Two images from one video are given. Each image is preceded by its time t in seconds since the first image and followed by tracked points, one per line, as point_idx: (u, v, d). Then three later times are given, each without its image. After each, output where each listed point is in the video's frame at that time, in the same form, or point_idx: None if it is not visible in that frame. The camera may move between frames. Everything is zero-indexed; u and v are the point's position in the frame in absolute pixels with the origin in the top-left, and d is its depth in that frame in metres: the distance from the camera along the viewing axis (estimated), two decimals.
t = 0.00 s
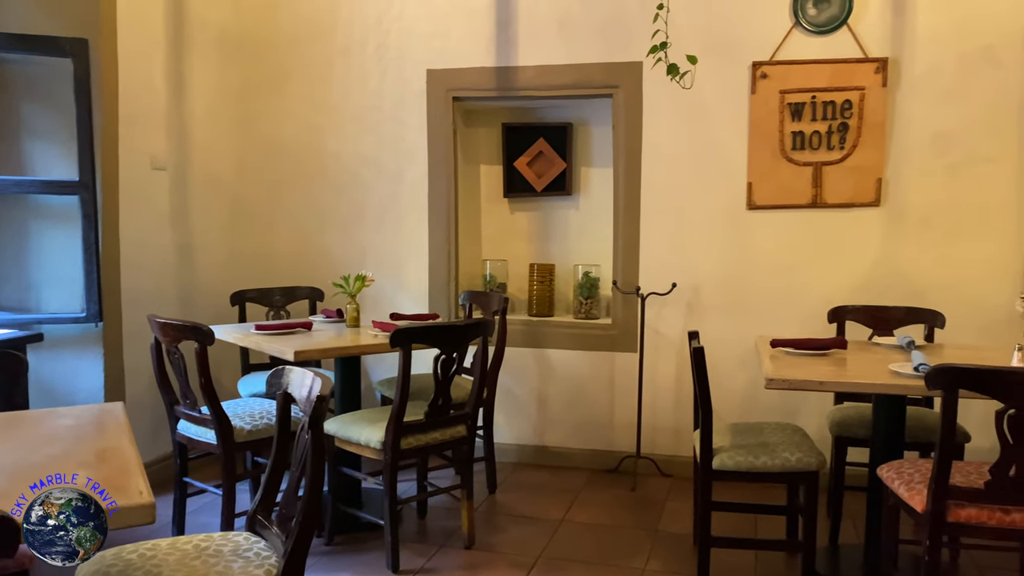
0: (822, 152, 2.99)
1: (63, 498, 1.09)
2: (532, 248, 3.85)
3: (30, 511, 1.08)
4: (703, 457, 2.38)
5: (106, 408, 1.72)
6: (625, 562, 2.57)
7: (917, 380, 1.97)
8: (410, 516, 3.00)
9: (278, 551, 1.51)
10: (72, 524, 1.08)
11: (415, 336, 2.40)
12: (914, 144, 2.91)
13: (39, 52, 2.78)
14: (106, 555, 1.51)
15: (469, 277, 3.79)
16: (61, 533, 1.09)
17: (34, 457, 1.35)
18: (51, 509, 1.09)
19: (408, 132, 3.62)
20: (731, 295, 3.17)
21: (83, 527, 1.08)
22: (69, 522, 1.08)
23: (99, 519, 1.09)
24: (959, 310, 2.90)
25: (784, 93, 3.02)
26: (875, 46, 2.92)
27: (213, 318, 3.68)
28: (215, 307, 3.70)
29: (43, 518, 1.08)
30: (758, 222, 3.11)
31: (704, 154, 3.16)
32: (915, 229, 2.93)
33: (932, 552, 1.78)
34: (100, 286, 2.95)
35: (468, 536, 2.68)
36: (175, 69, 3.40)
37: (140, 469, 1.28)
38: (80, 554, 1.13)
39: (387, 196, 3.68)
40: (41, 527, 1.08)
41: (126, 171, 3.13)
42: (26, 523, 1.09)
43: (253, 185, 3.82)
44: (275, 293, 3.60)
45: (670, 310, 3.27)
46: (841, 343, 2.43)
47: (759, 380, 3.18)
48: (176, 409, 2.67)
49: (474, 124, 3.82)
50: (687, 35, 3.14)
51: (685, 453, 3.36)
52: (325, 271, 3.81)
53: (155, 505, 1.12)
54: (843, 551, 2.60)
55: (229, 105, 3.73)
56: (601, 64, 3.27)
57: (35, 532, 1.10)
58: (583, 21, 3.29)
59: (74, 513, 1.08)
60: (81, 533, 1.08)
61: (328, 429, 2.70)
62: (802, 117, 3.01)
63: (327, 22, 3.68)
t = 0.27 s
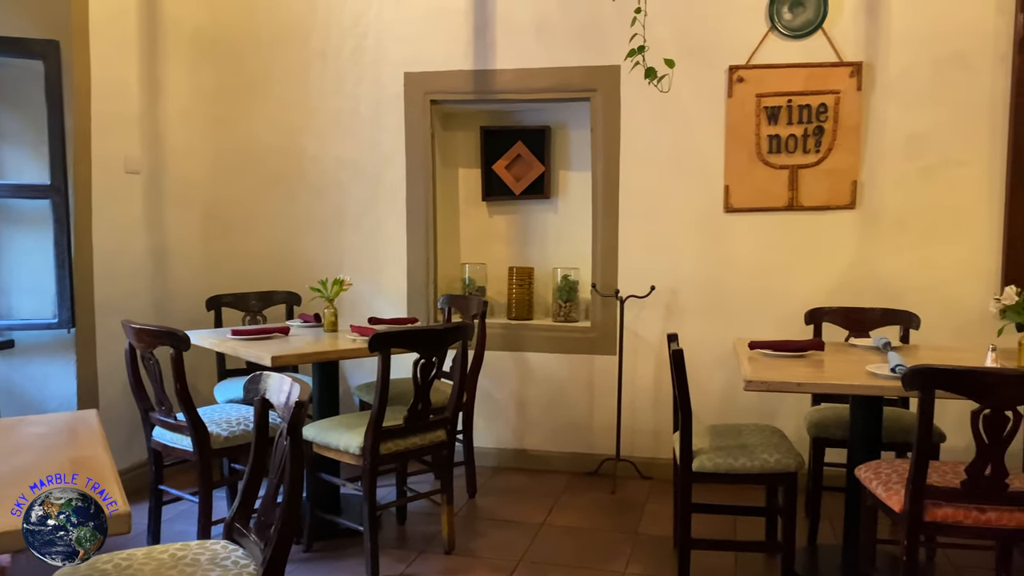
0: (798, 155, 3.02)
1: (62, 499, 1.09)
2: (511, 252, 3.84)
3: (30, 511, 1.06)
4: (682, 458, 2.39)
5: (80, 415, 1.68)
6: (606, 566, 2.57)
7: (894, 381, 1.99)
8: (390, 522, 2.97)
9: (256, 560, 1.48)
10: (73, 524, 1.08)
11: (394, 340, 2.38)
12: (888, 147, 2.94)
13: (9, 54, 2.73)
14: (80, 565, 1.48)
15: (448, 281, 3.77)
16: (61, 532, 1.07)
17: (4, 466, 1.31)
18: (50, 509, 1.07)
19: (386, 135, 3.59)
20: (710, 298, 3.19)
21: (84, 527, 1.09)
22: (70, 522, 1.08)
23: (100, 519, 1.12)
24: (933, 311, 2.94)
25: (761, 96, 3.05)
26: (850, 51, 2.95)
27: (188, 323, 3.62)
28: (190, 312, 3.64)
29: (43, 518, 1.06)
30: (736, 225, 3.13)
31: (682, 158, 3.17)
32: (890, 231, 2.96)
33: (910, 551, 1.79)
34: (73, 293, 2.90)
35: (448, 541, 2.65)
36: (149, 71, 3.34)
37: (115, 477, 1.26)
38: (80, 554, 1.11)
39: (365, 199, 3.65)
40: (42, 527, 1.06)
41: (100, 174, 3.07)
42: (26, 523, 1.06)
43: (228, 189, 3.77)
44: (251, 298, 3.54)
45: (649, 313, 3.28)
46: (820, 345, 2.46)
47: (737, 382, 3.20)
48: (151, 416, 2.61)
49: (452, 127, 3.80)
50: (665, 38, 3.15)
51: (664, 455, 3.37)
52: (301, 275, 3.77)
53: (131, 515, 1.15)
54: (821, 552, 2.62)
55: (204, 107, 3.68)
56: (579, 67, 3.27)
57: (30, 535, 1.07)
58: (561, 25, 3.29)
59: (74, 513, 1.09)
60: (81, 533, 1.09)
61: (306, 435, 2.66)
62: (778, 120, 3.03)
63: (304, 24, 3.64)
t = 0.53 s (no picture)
0: (775, 157, 3.04)
1: (62, 500, 1.11)
2: (489, 254, 3.82)
3: (30, 511, 1.08)
4: (663, 460, 2.39)
5: (51, 423, 1.63)
6: (586, 568, 2.56)
7: (871, 381, 2.00)
8: (368, 527, 2.94)
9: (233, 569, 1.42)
10: (72, 524, 1.11)
11: (372, 343, 2.35)
12: (862, 149, 2.98)
13: None
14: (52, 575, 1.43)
15: (427, 283, 3.74)
16: (61, 533, 1.10)
17: None
18: (50, 509, 1.10)
19: (363, 137, 3.56)
20: (688, 299, 3.20)
21: (83, 527, 1.14)
22: (71, 522, 1.11)
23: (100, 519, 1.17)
24: (906, 312, 2.97)
25: (737, 99, 3.06)
26: (824, 53, 2.98)
27: (162, 328, 3.55)
28: (164, 316, 3.57)
29: (43, 518, 1.08)
30: (713, 226, 3.14)
31: (660, 160, 3.18)
32: (865, 233, 2.99)
33: (888, 550, 1.81)
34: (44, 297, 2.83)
35: (428, 545, 2.63)
36: (122, 71, 3.28)
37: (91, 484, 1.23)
38: (79, 555, 1.15)
39: (342, 202, 3.61)
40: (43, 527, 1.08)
41: (73, 176, 3.00)
42: (26, 524, 1.08)
43: (202, 191, 3.71)
44: (227, 301, 3.49)
45: (628, 314, 3.28)
46: (798, 346, 2.48)
47: (715, 383, 3.21)
48: (125, 421, 2.55)
49: (430, 129, 3.78)
50: (642, 41, 3.16)
51: (643, 456, 3.37)
52: (277, 278, 3.72)
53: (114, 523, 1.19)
54: (800, 551, 2.63)
55: (177, 109, 3.62)
56: (557, 70, 3.27)
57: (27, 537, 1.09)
58: (538, 27, 3.28)
59: (74, 514, 1.12)
60: (81, 533, 1.13)
61: (283, 440, 2.62)
62: (754, 122, 3.05)
63: (279, 25, 3.59)
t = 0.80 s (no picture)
0: (750, 159, 3.06)
1: (62, 500, 1.16)
2: (466, 256, 3.80)
3: (30, 511, 1.12)
4: (641, 461, 2.39)
5: (18, 429, 1.62)
6: (565, 570, 2.55)
7: (847, 381, 2.02)
8: (346, 532, 2.90)
9: None
10: (72, 524, 1.16)
11: (348, 347, 2.31)
12: (836, 151, 3.01)
13: None
14: None
15: (403, 286, 3.70)
16: (61, 533, 1.14)
17: None
18: (50, 509, 1.14)
19: (338, 138, 3.52)
20: (664, 301, 3.21)
21: (82, 526, 1.19)
22: (70, 522, 1.15)
23: (99, 519, 1.22)
24: (880, 312, 3.01)
25: (713, 101, 3.08)
26: (798, 56, 3.00)
27: (135, 332, 3.48)
28: (138, 321, 3.49)
29: (43, 518, 1.12)
30: (689, 228, 3.16)
31: (637, 162, 3.19)
32: (839, 234, 3.02)
33: (865, 549, 1.82)
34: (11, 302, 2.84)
35: (406, 550, 2.60)
36: (92, 71, 3.22)
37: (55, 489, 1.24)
38: (80, 554, 1.19)
39: (317, 204, 3.57)
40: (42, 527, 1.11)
41: (38, 179, 2.95)
42: (26, 524, 1.12)
43: (175, 194, 3.64)
44: (201, 305, 3.43)
45: (605, 316, 3.28)
46: (774, 346, 2.50)
47: (693, 383, 3.22)
48: (97, 427, 2.49)
49: (405, 130, 3.75)
50: (619, 43, 3.16)
51: (622, 458, 3.37)
52: (252, 281, 3.66)
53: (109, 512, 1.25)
54: (777, 551, 2.65)
55: (150, 110, 3.55)
56: (534, 71, 3.26)
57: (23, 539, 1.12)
58: (514, 29, 3.27)
59: (74, 513, 1.17)
60: (82, 533, 1.19)
61: (258, 445, 2.58)
62: (730, 125, 3.07)
63: (252, 25, 3.54)
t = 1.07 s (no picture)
0: (725, 160, 3.08)
1: (62, 499, 1.15)
2: (443, 258, 3.78)
3: (30, 511, 1.12)
4: (619, 462, 2.38)
5: None
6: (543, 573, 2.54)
7: (823, 381, 2.03)
8: (322, 536, 2.86)
9: None
10: (72, 524, 1.15)
11: (325, 350, 2.28)
12: (810, 153, 3.03)
13: None
14: None
15: (380, 288, 3.66)
16: (61, 533, 1.12)
17: None
18: (51, 509, 1.13)
19: (313, 139, 3.48)
20: (641, 302, 3.21)
21: (81, 526, 1.17)
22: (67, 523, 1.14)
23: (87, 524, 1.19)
24: (854, 312, 3.04)
25: (688, 103, 3.09)
26: (773, 58, 3.03)
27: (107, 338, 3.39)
28: (111, 327, 3.40)
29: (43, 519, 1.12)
30: (666, 229, 3.17)
31: (614, 163, 3.19)
32: (813, 235, 3.05)
33: (842, 548, 1.84)
34: None
35: (383, 554, 2.57)
36: (61, 70, 3.14)
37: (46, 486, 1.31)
38: (79, 554, 1.16)
39: (292, 206, 3.52)
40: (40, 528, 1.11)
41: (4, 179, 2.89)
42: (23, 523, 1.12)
43: (149, 196, 3.56)
44: (174, 308, 3.37)
45: (582, 318, 3.28)
46: (750, 346, 2.52)
47: (670, 384, 3.23)
48: (66, 433, 2.42)
49: (381, 131, 3.71)
50: (595, 44, 3.16)
51: (600, 459, 3.36)
52: (225, 284, 3.60)
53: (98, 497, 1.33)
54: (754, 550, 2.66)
55: (121, 110, 3.46)
56: (511, 72, 3.25)
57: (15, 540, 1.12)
58: (491, 30, 3.26)
59: (73, 514, 1.16)
60: (81, 533, 1.16)
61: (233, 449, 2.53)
62: (705, 126, 3.09)
63: (225, 24, 3.49)
